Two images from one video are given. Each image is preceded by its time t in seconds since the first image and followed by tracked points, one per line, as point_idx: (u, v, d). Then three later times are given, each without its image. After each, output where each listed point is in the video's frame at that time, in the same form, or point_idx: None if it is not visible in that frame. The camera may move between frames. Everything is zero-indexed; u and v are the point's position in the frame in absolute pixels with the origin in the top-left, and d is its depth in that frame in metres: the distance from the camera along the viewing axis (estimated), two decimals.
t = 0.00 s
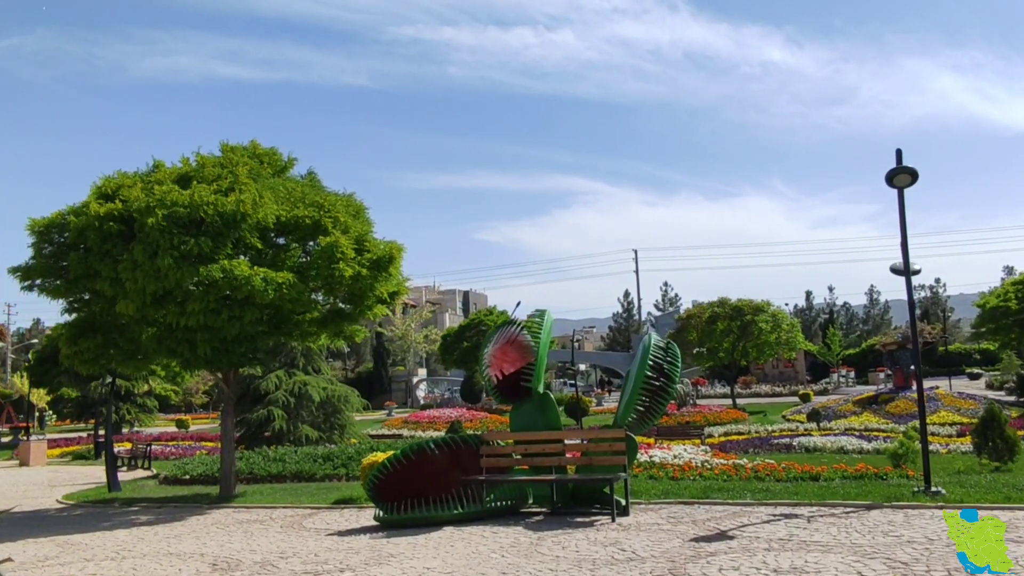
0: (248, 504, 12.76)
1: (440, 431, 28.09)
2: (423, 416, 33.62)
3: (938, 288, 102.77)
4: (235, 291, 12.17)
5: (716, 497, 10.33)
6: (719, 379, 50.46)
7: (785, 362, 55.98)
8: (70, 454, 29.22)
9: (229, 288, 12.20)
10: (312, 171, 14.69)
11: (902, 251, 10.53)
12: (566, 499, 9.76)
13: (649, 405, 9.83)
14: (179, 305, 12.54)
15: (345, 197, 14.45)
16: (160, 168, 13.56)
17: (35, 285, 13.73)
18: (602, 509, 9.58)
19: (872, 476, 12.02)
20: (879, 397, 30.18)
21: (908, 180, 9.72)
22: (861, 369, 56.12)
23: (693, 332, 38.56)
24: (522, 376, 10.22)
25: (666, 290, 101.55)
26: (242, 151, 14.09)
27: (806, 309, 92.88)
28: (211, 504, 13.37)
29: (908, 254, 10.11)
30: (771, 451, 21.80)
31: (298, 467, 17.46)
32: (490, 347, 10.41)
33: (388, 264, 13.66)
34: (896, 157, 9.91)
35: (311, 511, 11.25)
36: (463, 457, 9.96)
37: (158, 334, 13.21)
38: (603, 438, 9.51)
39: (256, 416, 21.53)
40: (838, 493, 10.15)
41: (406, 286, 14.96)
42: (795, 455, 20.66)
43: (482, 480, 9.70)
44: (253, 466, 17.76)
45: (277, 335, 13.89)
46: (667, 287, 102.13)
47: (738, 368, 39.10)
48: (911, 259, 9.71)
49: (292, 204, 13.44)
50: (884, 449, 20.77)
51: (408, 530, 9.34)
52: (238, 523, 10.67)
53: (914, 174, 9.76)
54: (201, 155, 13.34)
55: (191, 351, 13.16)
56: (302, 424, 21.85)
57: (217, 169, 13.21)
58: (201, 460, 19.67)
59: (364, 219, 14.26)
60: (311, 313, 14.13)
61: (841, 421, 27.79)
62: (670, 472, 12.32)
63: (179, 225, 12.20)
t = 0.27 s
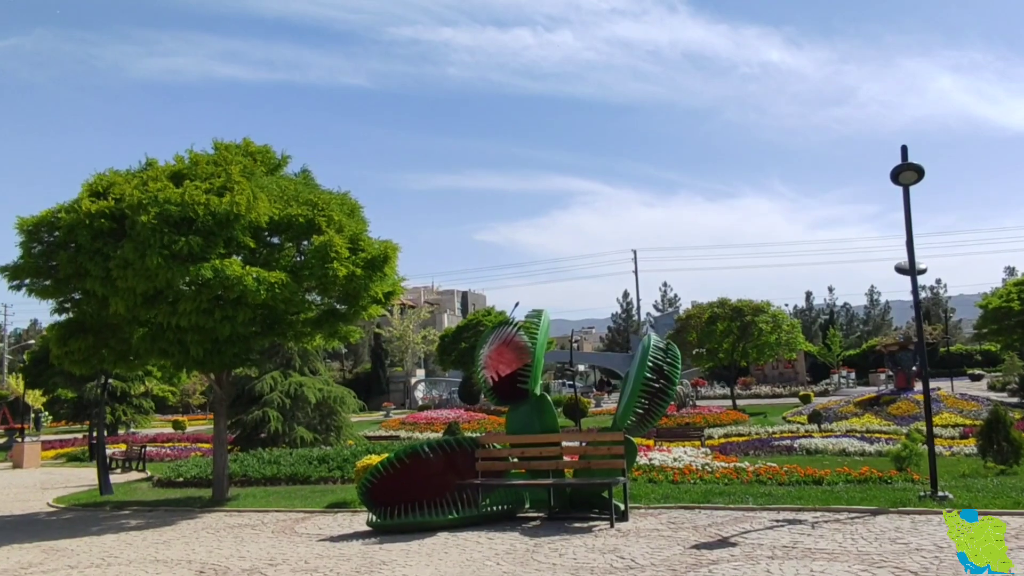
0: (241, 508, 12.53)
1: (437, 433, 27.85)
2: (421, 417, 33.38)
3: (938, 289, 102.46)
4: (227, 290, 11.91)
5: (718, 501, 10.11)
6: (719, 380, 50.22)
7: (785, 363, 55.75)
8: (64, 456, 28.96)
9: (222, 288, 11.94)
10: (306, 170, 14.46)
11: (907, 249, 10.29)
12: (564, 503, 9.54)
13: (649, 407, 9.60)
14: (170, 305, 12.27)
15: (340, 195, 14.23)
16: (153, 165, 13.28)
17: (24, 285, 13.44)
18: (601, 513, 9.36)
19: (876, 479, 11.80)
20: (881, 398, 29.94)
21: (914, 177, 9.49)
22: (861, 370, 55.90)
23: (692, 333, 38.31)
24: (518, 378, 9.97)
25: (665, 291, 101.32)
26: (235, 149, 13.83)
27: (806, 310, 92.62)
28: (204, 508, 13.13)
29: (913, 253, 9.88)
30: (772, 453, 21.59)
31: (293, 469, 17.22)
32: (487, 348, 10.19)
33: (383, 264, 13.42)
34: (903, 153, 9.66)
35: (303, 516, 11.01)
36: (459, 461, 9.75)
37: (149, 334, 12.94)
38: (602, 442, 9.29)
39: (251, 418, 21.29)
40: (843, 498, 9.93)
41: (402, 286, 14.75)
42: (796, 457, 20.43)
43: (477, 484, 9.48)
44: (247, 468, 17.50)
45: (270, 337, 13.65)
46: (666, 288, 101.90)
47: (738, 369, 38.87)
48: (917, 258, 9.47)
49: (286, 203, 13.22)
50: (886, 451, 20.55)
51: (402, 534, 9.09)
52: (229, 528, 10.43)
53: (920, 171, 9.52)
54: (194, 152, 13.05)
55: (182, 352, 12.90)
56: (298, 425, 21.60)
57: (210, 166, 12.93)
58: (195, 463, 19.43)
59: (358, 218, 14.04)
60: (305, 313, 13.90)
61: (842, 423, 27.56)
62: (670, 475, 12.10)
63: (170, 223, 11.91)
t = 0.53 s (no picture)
0: (234, 512, 12.34)
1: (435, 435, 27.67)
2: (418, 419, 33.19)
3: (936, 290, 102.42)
4: (220, 290, 11.68)
5: (718, 506, 9.92)
6: (718, 381, 50.05)
7: (784, 364, 55.58)
8: (59, 459, 28.75)
9: (215, 287, 11.71)
10: (301, 168, 14.27)
11: (911, 248, 10.08)
12: (561, 508, 9.35)
13: (648, 410, 9.38)
14: (162, 305, 12.04)
15: (334, 194, 14.04)
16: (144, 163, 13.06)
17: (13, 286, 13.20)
18: (599, 518, 9.18)
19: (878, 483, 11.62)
20: (881, 399, 29.75)
21: (918, 175, 9.27)
22: (861, 371, 55.73)
23: (691, 334, 38.11)
24: (514, 379, 9.78)
25: (664, 292, 101.15)
26: (229, 147, 13.62)
27: (804, 311, 92.44)
28: (196, 511, 12.93)
29: (917, 253, 9.66)
30: (771, 455, 21.41)
31: (288, 471, 17.01)
32: (482, 349, 10.00)
33: (378, 264, 13.20)
34: (907, 150, 9.44)
35: (296, 520, 10.80)
36: (454, 463, 9.54)
37: (140, 336, 12.72)
38: (601, 445, 9.09)
39: (246, 419, 21.08)
40: (846, 502, 9.73)
41: (397, 287, 14.55)
42: (796, 459, 20.26)
43: (473, 489, 9.28)
44: (242, 470, 17.27)
45: (263, 338, 13.45)
46: (665, 289, 101.72)
47: (737, 370, 38.69)
48: (921, 258, 9.26)
49: (280, 202, 13.02)
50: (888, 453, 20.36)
51: (395, 541, 8.90)
52: (220, 533, 10.24)
53: (925, 168, 9.30)
54: (187, 150, 12.82)
55: (174, 353, 12.70)
56: (293, 427, 21.40)
57: (204, 164, 12.72)
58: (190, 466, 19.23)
59: (353, 217, 13.85)
60: (299, 314, 13.69)
61: (842, 424, 27.38)
62: (670, 478, 11.91)
63: (163, 221, 11.68)
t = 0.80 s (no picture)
0: (225, 514, 12.17)
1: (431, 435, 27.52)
2: (415, 419, 33.03)
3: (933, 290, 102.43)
4: (212, 287, 11.50)
5: (716, 507, 9.76)
6: (716, 381, 49.92)
7: (781, 364, 55.50)
8: (53, 460, 28.55)
9: (206, 285, 11.53)
10: (294, 165, 14.10)
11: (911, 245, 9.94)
12: (557, 509, 9.18)
13: (644, 409, 9.22)
14: (151, 303, 11.86)
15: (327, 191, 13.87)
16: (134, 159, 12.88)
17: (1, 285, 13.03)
18: (595, 520, 9.01)
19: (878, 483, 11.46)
20: (878, 399, 29.63)
21: (920, 170, 9.14)
22: (858, 371, 55.62)
23: (689, 334, 37.98)
24: (510, 379, 9.62)
25: (661, 292, 101.05)
26: (220, 143, 13.44)
27: (801, 311, 92.35)
28: (186, 513, 12.75)
29: (918, 249, 9.52)
30: (769, 455, 21.27)
31: (282, 473, 16.83)
32: (477, 348, 9.83)
33: (372, 262, 13.02)
34: (907, 145, 9.31)
35: (287, 522, 10.65)
36: (448, 464, 9.37)
37: (130, 334, 12.55)
38: (597, 446, 8.93)
39: (240, 420, 20.90)
40: (845, 502, 9.57)
41: (392, 286, 14.38)
42: (794, 459, 20.11)
43: (466, 490, 9.11)
44: (235, 472, 17.07)
45: (254, 338, 13.28)
46: (663, 290, 101.61)
47: (735, 370, 38.55)
48: (922, 254, 9.12)
49: (272, 198, 12.85)
50: (886, 452, 20.23)
51: (387, 544, 8.74)
52: (209, 536, 10.07)
53: (926, 163, 9.17)
54: (177, 146, 12.63)
55: (164, 353, 12.52)
56: (289, 428, 21.22)
57: (195, 160, 12.54)
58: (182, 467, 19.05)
59: (347, 214, 13.69)
60: (291, 313, 13.51)
61: (840, 424, 27.25)
62: (667, 479, 11.76)
63: (153, 217, 11.49)
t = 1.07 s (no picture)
0: (217, 520, 11.99)
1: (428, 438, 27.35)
2: (413, 421, 32.84)
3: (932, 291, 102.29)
4: (203, 288, 11.33)
5: (716, 513, 9.60)
6: (715, 382, 49.77)
7: (780, 365, 55.38)
8: (47, 463, 28.33)
9: (197, 286, 11.37)
10: (287, 164, 13.94)
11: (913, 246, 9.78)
12: (553, 516, 9.03)
13: (643, 414, 9.03)
14: (142, 305, 11.69)
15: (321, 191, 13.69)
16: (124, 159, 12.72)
17: None
18: (592, 527, 8.84)
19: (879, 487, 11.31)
20: (877, 400, 29.50)
21: (921, 170, 9.00)
22: (857, 371, 55.48)
23: (688, 335, 37.80)
24: (505, 383, 9.43)
25: (660, 293, 100.88)
26: (212, 142, 13.28)
27: (801, 311, 92.01)
28: (178, 519, 12.57)
29: (920, 250, 9.37)
30: (768, 457, 21.12)
31: (276, 476, 16.64)
32: (472, 351, 9.66)
33: (366, 263, 12.83)
34: (909, 145, 9.17)
35: (279, 529, 10.49)
36: (442, 470, 9.22)
37: (120, 337, 12.37)
38: (594, 451, 8.77)
39: (236, 424, 20.69)
40: (847, 508, 9.41)
41: (387, 288, 14.20)
42: (793, 462, 19.96)
43: (461, 497, 8.95)
44: (229, 476, 16.86)
45: (247, 340, 13.11)
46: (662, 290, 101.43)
47: (734, 371, 38.38)
48: (924, 255, 8.98)
49: (264, 197, 12.68)
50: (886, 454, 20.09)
51: (380, 552, 8.56)
52: (199, 544, 9.90)
53: (928, 163, 9.04)
54: (168, 145, 12.46)
55: (156, 356, 12.35)
56: (285, 431, 21.02)
57: (185, 159, 12.38)
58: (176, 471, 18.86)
59: (341, 214, 13.52)
60: (285, 316, 13.34)
61: (839, 425, 27.11)
62: (666, 484, 11.59)
63: (143, 217, 11.32)
